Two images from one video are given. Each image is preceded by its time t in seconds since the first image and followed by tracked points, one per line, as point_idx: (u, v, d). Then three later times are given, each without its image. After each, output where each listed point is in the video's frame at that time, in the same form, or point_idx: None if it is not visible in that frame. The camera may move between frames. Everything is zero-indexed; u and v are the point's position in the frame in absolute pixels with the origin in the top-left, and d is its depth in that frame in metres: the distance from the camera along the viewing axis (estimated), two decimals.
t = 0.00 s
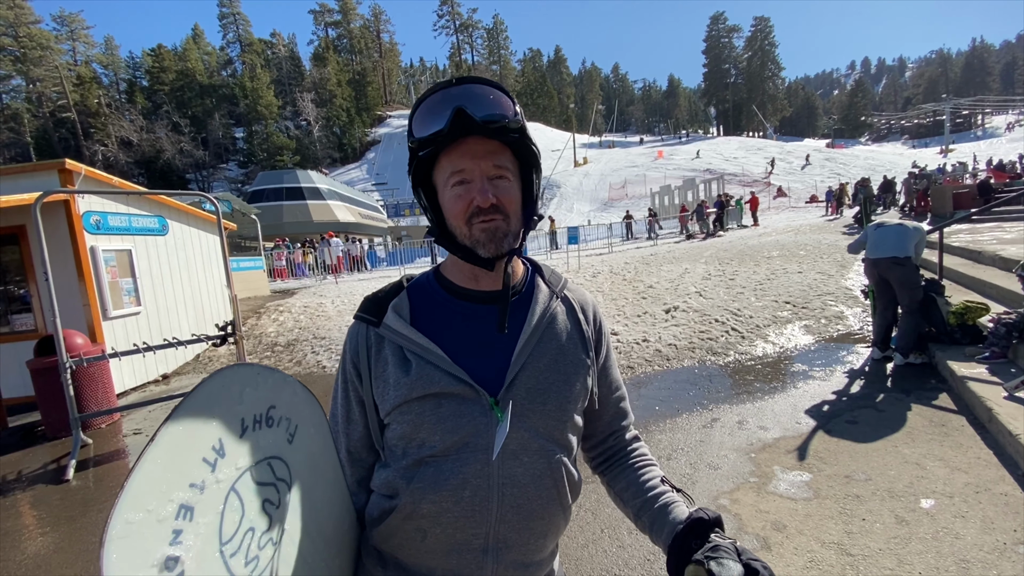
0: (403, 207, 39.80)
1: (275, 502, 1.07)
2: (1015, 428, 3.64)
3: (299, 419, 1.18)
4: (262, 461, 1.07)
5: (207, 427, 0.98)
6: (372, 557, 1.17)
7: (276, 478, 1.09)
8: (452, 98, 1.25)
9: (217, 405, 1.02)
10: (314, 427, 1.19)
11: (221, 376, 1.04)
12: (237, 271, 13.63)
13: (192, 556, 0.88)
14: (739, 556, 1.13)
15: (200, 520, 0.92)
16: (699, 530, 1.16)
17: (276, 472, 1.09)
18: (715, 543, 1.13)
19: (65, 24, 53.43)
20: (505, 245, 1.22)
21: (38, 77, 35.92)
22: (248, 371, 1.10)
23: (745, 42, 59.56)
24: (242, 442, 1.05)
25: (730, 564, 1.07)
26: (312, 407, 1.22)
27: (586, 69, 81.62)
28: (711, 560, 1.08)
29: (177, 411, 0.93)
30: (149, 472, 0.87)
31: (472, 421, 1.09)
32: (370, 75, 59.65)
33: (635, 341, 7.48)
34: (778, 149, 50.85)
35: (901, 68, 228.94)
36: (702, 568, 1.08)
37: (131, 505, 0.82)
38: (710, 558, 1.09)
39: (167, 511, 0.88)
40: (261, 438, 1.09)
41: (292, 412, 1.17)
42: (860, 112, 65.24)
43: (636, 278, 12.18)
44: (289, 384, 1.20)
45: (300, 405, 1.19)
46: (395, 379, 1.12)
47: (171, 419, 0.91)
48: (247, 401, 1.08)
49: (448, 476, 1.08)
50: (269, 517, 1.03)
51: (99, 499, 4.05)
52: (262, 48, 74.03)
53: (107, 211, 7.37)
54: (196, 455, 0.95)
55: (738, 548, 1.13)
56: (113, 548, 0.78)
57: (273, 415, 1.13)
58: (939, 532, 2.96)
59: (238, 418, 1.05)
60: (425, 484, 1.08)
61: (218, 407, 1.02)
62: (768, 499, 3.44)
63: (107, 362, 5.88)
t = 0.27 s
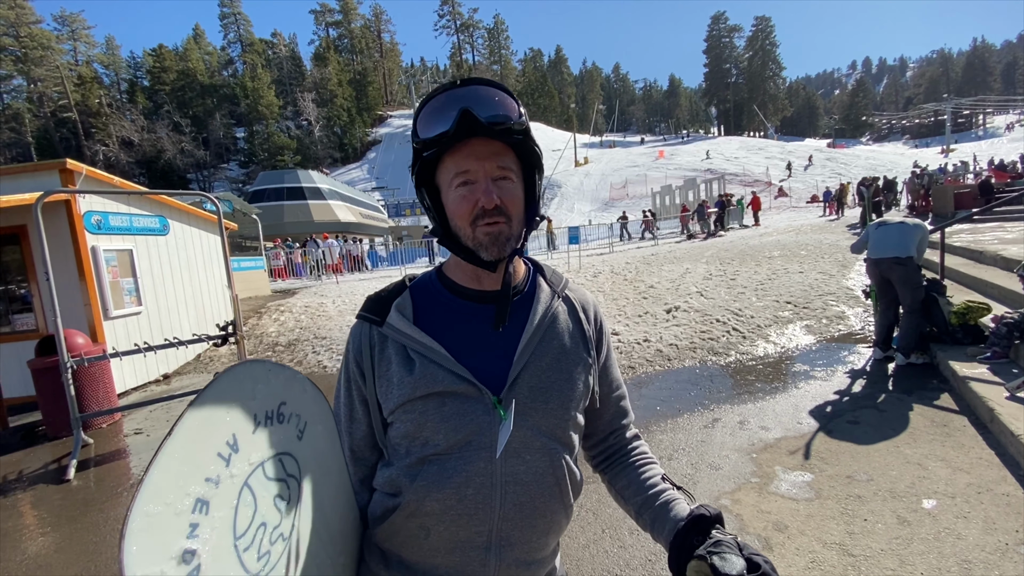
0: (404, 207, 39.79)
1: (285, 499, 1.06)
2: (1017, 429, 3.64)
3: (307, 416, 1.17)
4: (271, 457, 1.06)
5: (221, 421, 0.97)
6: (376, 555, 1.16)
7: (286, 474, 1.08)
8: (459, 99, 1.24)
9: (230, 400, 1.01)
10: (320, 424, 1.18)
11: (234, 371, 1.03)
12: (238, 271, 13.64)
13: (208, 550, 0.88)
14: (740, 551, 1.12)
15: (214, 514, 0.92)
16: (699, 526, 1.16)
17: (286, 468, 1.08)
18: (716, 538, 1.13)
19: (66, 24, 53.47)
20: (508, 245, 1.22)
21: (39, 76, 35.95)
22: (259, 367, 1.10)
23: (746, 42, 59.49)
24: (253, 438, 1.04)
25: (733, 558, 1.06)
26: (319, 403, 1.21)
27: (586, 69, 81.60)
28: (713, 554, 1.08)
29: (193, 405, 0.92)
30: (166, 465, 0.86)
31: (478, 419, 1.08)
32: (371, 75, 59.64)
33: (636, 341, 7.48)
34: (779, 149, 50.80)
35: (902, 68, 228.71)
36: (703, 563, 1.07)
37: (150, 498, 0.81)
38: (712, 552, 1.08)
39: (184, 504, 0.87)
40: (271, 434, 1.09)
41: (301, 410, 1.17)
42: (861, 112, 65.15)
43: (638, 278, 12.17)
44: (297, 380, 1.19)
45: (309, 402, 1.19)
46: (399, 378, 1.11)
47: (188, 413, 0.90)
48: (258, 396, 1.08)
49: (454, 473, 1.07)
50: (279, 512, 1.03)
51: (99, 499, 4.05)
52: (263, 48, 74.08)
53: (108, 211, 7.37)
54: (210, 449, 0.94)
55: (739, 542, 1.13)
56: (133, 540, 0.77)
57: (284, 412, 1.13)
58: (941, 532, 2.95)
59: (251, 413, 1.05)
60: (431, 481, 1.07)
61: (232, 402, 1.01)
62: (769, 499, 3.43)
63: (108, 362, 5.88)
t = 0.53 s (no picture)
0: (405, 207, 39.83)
1: (287, 498, 1.05)
2: (1019, 429, 3.63)
3: (309, 416, 1.16)
4: (274, 458, 1.06)
5: (225, 421, 0.97)
6: (376, 555, 1.15)
7: (287, 474, 1.08)
8: (460, 97, 1.24)
9: (232, 399, 1.00)
10: (321, 425, 1.18)
11: (237, 371, 1.03)
12: (239, 271, 13.66)
13: (212, 550, 0.87)
14: (740, 547, 1.12)
15: (218, 513, 0.91)
16: (698, 524, 1.15)
17: (287, 468, 1.07)
18: (716, 534, 1.12)
19: (68, 24, 53.56)
20: (509, 244, 1.22)
21: (40, 76, 36.04)
22: (262, 367, 1.09)
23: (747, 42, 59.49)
24: (256, 438, 1.03)
25: (733, 554, 1.06)
26: (320, 403, 1.21)
27: (587, 69, 81.65)
28: (713, 551, 1.07)
29: (197, 405, 0.92)
30: (171, 464, 0.85)
31: (479, 419, 1.08)
32: (372, 75, 59.68)
33: (637, 341, 7.48)
34: (780, 149, 50.79)
35: (903, 68, 228.62)
36: (704, 560, 1.06)
37: (154, 498, 0.81)
38: (711, 548, 1.08)
39: (188, 505, 0.86)
40: (273, 434, 1.08)
41: (303, 409, 1.16)
42: (862, 112, 65.13)
43: (638, 278, 12.18)
44: (298, 381, 1.19)
45: (311, 402, 1.19)
46: (399, 378, 1.11)
47: (192, 412, 0.89)
48: (261, 395, 1.07)
49: (455, 474, 1.07)
50: (281, 512, 1.02)
51: (101, 499, 4.05)
52: (264, 49, 74.23)
53: (109, 211, 7.38)
54: (214, 448, 0.94)
55: (739, 539, 1.12)
56: (140, 540, 0.77)
57: (286, 411, 1.12)
58: (942, 533, 2.95)
59: (254, 414, 1.04)
60: (431, 481, 1.07)
61: (234, 402, 1.01)
62: (770, 500, 3.43)
63: (109, 362, 5.88)
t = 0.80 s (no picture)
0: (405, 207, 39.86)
1: (284, 502, 1.05)
2: (1020, 431, 3.62)
3: (306, 420, 1.16)
4: (271, 463, 1.05)
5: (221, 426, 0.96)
6: (374, 559, 1.16)
7: (284, 479, 1.07)
8: (457, 103, 1.24)
9: (229, 405, 1.00)
10: (319, 429, 1.18)
11: (233, 377, 1.02)
12: (240, 271, 13.67)
13: (207, 557, 0.87)
14: (738, 550, 1.12)
15: (215, 520, 0.91)
16: (698, 527, 1.15)
17: (284, 473, 1.07)
18: (715, 537, 1.12)
19: (69, 25, 53.66)
20: (507, 249, 1.21)
21: (42, 77, 36.10)
22: (257, 373, 1.08)
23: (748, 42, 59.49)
24: (252, 444, 1.03)
25: (732, 558, 1.05)
26: (318, 408, 1.21)
27: (588, 70, 81.73)
28: (712, 554, 1.07)
29: (192, 410, 0.91)
30: (167, 471, 0.85)
31: (476, 424, 1.08)
32: (372, 75, 59.73)
33: (637, 342, 7.48)
34: (780, 149, 50.78)
35: (903, 69, 228.44)
36: (703, 563, 1.06)
37: (149, 506, 0.80)
38: (712, 552, 1.07)
39: (184, 511, 0.86)
40: (270, 439, 1.07)
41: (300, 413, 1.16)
42: (863, 112, 65.05)
43: (639, 279, 12.17)
44: (296, 386, 1.18)
45: (308, 406, 1.18)
46: (397, 383, 1.11)
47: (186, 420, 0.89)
48: (257, 401, 1.06)
49: (452, 479, 1.07)
50: (278, 517, 1.02)
51: (101, 499, 4.05)
52: (265, 49, 74.35)
53: (110, 212, 7.39)
54: (210, 454, 0.93)
55: (738, 543, 1.12)
56: (136, 546, 0.77)
57: (282, 417, 1.12)
58: (943, 535, 2.94)
59: (250, 418, 1.04)
60: (429, 486, 1.07)
61: (231, 408, 1.00)
62: (770, 501, 3.43)
63: (109, 363, 5.89)
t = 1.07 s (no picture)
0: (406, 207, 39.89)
1: (277, 501, 1.05)
2: (1020, 431, 3.61)
3: (299, 420, 1.15)
4: (262, 462, 1.04)
5: (214, 425, 0.96)
6: (371, 559, 1.16)
7: (278, 478, 1.07)
8: (454, 103, 1.23)
9: (221, 405, 0.99)
10: (312, 429, 1.17)
11: (226, 375, 1.01)
12: (240, 272, 13.68)
13: (197, 555, 0.86)
14: (733, 552, 1.11)
15: (204, 518, 0.90)
16: (694, 529, 1.14)
17: (277, 472, 1.07)
18: (710, 540, 1.11)
19: (70, 25, 53.72)
20: (505, 249, 1.21)
21: (43, 78, 36.20)
22: (251, 372, 1.07)
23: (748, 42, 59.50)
24: (245, 442, 1.02)
25: (726, 560, 1.05)
26: (313, 408, 1.20)
27: (588, 70, 81.75)
28: (707, 556, 1.06)
29: (182, 408, 0.90)
30: (155, 468, 0.84)
31: (473, 424, 1.08)
32: (372, 76, 59.73)
33: (637, 342, 7.47)
34: (781, 149, 50.79)
35: (904, 69, 228.86)
36: (699, 566, 1.06)
37: (137, 502, 0.80)
38: (706, 554, 1.07)
39: (172, 509, 0.85)
40: (264, 437, 1.06)
41: (293, 413, 1.15)
42: (863, 112, 65.03)
43: (639, 279, 12.19)
44: (289, 385, 1.17)
45: (302, 406, 1.17)
46: (394, 383, 1.11)
47: (176, 418, 0.87)
48: (250, 400, 1.05)
49: (449, 479, 1.07)
50: (269, 519, 1.01)
51: (100, 499, 4.05)
52: (265, 50, 74.38)
53: (110, 212, 7.39)
54: (201, 454, 0.92)
55: (735, 545, 1.12)
56: (121, 544, 0.76)
57: (275, 416, 1.11)
58: (943, 536, 2.94)
59: (242, 417, 1.03)
60: (425, 486, 1.06)
61: (224, 406, 0.99)
62: (770, 502, 3.42)
63: (109, 363, 5.88)
